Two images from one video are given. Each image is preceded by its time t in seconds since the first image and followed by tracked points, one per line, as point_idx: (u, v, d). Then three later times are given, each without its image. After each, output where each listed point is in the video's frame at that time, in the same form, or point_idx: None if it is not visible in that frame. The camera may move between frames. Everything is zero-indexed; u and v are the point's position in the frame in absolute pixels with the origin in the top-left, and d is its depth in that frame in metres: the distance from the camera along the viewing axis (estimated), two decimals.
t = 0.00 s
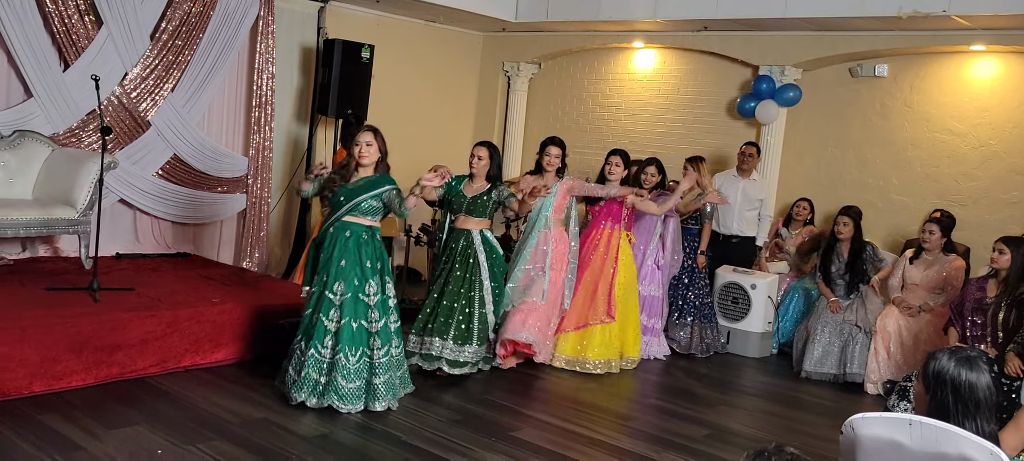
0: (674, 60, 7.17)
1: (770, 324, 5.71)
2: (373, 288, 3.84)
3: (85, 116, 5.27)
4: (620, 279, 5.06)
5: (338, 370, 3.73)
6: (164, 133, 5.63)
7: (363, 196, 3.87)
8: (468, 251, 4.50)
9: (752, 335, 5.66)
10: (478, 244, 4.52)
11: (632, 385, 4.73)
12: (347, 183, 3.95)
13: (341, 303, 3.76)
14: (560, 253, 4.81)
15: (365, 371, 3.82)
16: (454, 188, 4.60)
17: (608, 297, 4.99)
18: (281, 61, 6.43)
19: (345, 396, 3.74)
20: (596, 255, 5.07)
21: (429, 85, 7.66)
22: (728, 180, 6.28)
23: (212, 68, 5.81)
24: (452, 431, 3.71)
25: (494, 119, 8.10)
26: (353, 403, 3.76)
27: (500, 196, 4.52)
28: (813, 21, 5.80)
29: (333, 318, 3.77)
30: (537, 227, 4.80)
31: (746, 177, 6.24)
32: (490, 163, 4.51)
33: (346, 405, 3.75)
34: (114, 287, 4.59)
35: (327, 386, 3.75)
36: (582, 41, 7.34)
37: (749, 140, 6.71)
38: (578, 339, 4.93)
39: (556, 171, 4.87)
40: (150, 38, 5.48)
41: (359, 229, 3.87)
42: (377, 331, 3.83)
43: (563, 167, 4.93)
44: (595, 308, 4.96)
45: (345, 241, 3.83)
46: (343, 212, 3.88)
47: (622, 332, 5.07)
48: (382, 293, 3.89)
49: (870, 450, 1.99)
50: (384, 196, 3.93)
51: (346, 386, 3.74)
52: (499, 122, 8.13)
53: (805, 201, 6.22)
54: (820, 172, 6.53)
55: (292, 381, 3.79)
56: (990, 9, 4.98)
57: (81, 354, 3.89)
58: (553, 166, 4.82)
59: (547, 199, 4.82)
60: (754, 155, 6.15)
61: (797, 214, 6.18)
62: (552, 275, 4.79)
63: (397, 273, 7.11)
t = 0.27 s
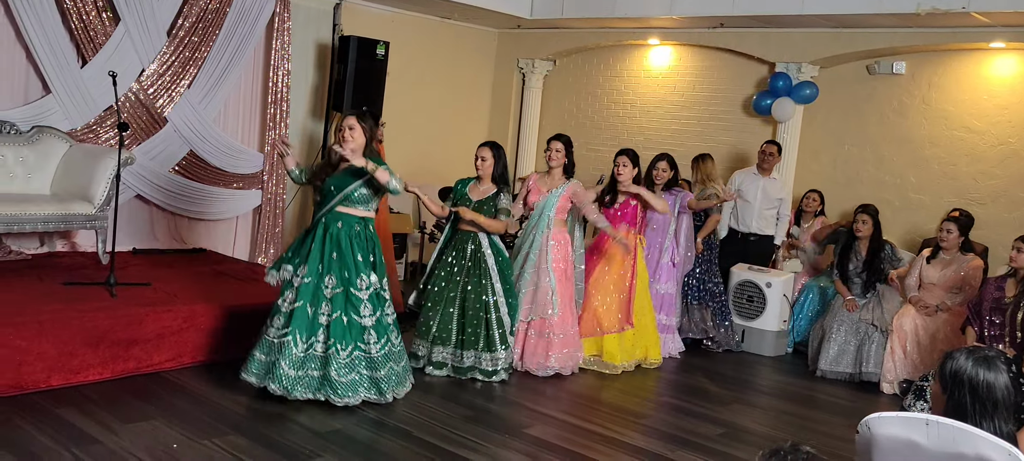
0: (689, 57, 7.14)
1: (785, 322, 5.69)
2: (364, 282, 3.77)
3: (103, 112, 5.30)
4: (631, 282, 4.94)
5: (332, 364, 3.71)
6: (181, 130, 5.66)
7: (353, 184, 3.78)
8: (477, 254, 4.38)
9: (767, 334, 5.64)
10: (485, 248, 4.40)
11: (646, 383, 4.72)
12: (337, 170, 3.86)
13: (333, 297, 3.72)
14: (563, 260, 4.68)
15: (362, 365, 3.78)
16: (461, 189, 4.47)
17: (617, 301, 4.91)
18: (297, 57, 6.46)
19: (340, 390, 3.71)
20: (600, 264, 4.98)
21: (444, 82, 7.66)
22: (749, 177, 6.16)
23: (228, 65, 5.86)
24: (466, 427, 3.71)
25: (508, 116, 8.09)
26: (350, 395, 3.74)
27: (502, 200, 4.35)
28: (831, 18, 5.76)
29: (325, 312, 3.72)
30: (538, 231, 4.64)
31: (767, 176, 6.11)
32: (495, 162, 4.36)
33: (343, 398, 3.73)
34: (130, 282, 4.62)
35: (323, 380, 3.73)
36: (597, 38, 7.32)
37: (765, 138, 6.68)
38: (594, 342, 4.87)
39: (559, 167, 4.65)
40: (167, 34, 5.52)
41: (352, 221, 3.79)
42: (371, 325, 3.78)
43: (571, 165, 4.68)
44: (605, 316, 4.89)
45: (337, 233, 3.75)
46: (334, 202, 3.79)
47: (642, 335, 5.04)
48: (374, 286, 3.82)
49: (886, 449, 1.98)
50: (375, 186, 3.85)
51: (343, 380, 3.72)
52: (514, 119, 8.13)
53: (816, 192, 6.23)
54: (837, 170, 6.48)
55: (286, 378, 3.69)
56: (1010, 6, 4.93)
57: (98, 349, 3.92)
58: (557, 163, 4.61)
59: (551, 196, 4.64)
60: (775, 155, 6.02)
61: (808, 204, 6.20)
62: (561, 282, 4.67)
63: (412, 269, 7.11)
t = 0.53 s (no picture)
0: (703, 53, 7.11)
1: (798, 320, 5.65)
2: (352, 284, 3.70)
3: (116, 107, 5.33)
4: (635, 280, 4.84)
5: (311, 368, 3.66)
6: (194, 125, 5.67)
7: (342, 183, 3.67)
8: (481, 249, 4.37)
9: (779, 331, 5.60)
10: (489, 241, 4.40)
11: (658, 380, 4.71)
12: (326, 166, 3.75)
13: (319, 299, 3.63)
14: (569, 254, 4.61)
15: (341, 368, 3.73)
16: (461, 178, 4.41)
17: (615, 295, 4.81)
18: (309, 52, 6.47)
19: (317, 394, 3.68)
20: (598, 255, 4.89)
21: (456, 78, 7.65)
22: (763, 175, 6.11)
23: (241, 60, 5.87)
24: (476, 423, 3.72)
25: (521, 112, 8.08)
26: (325, 399, 3.70)
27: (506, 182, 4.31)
28: (845, 15, 5.73)
29: (310, 314, 3.64)
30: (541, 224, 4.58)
31: (782, 173, 6.05)
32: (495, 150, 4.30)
33: (318, 402, 3.70)
34: (144, 276, 4.64)
35: (300, 383, 3.66)
36: (610, 34, 7.30)
37: (778, 134, 6.64)
38: (599, 334, 4.75)
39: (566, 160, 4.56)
40: (180, 29, 5.54)
41: (344, 221, 3.70)
42: (354, 330, 3.70)
43: (576, 154, 4.57)
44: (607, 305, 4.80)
45: (328, 234, 3.66)
46: (323, 201, 3.69)
47: (642, 336, 4.85)
48: (362, 288, 3.74)
49: (898, 448, 1.97)
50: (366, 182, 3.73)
51: (319, 384, 3.68)
52: (526, 115, 8.12)
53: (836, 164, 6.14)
54: (851, 167, 6.44)
55: (268, 383, 3.56)
56: None
57: (111, 342, 3.94)
58: (561, 152, 4.52)
59: (559, 189, 4.54)
60: (789, 152, 5.97)
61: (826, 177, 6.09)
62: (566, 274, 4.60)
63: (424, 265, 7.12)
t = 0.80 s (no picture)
0: (719, 50, 7.07)
1: (814, 318, 5.62)
2: (339, 280, 3.61)
3: (133, 102, 5.35)
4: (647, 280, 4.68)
5: (303, 369, 3.53)
6: (210, 120, 5.69)
7: (323, 179, 3.57)
8: (477, 246, 4.25)
9: (795, 330, 5.57)
10: (484, 238, 4.27)
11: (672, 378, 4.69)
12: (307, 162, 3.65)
13: (306, 298, 3.51)
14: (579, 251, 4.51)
15: (332, 367, 3.63)
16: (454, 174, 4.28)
17: (637, 302, 4.65)
18: (325, 49, 6.48)
19: (312, 395, 3.57)
20: (615, 261, 4.69)
21: (470, 74, 7.64)
22: (780, 172, 6.07)
23: (258, 56, 5.89)
24: (490, 420, 3.71)
25: (535, 108, 8.07)
26: (318, 400, 3.59)
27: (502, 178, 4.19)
28: (864, 11, 5.68)
29: (297, 314, 3.50)
30: (559, 226, 4.47)
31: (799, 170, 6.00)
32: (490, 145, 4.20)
33: (312, 403, 3.59)
34: (160, 271, 4.66)
35: (292, 385, 3.52)
36: (626, 31, 7.27)
37: (795, 132, 6.60)
38: (609, 344, 4.62)
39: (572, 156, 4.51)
40: (197, 25, 5.56)
41: (325, 216, 3.61)
42: (343, 326, 3.62)
43: (582, 152, 4.53)
44: (631, 311, 4.64)
45: (309, 229, 3.56)
46: (303, 196, 3.58)
47: (650, 338, 4.71)
48: (349, 284, 3.66)
49: (916, 449, 1.95)
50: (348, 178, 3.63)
51: (313, 384, 3.57)
52: (541, 111, 8.10)
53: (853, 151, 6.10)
54: (868, 164, 6.40)
55: (251, 384, 3.46)
56: None
57: (127, 337, 3.96)
58: (567, 151, 4.47)
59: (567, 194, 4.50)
60: (805, 148, 5.95)
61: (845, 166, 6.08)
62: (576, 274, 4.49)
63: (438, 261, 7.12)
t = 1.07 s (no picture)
0: (735, 46, 7.04)
1: (828, 316, 5.59)
2: (320, 275, 3.47)
3: (149, 97, 5.37)
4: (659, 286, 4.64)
5: (279, 364, 3.38)
6: (225, 115, 5.71)
7: (308, 168, 3.44)
8: (461, 239, 4.25)
9: (809, 328, 5.55)
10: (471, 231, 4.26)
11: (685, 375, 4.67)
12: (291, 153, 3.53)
13: (283, 289, 3.39)
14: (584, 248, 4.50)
15: (312, 366, 3.47)
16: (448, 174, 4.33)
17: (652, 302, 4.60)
18: (339, 44, 6.49)
19: (288, 393, 3.39)
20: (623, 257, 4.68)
21: (484, 70, 7.64)
22: (794, 169, 6.02)
23: (272, 52, 5.91)
24: (502, 416, 3.71)
25: (550, 104, 8.05)
26: (296, 400, 3.41)
27: (489, 184, 4.22)
28: (881, 8, 5.64)
29: (273, 306, 3.41)
30: (563, 223, 4.47)
31: (813, 167, 5.95)
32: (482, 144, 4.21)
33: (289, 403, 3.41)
34: (175, 265, 4.68)
35: (267, 379, 3.42)
36: (641, 27, 7.25)
37: (810, 128, 6.56)
38: (621, 355, 4.55)
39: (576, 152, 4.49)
40: (212, 20, 5.58)
41: (311, 208, 3.46)
42: (324, 322, 3.48)
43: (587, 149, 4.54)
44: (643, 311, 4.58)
45: (292, 221, 3.42)
46: (289, 188, 3.44)
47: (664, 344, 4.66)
48: (332, 280, 3.53)
49: (932, 450, 1.93)
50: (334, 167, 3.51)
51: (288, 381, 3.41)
52: (555, 107, 8.08)
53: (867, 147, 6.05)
54: (885, 162, 6.35)
55: (228, 373, 3.46)
56: None
57: (143, 330, 3.98)
58: (573, 148, 4.44)
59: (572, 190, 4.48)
60: (819, 144, 5.88)
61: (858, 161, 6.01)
62: (581, 275, 4.46)
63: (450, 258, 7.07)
